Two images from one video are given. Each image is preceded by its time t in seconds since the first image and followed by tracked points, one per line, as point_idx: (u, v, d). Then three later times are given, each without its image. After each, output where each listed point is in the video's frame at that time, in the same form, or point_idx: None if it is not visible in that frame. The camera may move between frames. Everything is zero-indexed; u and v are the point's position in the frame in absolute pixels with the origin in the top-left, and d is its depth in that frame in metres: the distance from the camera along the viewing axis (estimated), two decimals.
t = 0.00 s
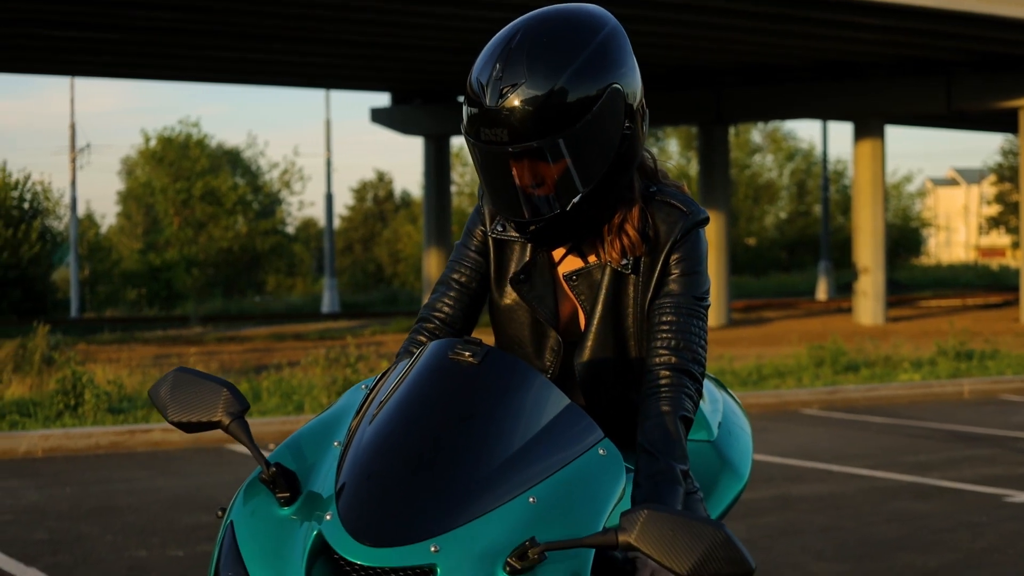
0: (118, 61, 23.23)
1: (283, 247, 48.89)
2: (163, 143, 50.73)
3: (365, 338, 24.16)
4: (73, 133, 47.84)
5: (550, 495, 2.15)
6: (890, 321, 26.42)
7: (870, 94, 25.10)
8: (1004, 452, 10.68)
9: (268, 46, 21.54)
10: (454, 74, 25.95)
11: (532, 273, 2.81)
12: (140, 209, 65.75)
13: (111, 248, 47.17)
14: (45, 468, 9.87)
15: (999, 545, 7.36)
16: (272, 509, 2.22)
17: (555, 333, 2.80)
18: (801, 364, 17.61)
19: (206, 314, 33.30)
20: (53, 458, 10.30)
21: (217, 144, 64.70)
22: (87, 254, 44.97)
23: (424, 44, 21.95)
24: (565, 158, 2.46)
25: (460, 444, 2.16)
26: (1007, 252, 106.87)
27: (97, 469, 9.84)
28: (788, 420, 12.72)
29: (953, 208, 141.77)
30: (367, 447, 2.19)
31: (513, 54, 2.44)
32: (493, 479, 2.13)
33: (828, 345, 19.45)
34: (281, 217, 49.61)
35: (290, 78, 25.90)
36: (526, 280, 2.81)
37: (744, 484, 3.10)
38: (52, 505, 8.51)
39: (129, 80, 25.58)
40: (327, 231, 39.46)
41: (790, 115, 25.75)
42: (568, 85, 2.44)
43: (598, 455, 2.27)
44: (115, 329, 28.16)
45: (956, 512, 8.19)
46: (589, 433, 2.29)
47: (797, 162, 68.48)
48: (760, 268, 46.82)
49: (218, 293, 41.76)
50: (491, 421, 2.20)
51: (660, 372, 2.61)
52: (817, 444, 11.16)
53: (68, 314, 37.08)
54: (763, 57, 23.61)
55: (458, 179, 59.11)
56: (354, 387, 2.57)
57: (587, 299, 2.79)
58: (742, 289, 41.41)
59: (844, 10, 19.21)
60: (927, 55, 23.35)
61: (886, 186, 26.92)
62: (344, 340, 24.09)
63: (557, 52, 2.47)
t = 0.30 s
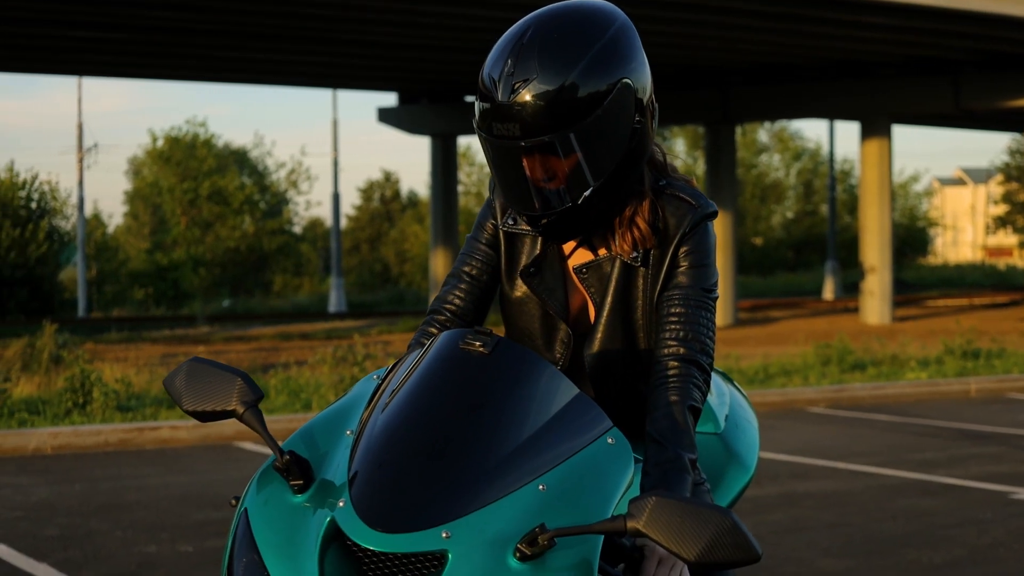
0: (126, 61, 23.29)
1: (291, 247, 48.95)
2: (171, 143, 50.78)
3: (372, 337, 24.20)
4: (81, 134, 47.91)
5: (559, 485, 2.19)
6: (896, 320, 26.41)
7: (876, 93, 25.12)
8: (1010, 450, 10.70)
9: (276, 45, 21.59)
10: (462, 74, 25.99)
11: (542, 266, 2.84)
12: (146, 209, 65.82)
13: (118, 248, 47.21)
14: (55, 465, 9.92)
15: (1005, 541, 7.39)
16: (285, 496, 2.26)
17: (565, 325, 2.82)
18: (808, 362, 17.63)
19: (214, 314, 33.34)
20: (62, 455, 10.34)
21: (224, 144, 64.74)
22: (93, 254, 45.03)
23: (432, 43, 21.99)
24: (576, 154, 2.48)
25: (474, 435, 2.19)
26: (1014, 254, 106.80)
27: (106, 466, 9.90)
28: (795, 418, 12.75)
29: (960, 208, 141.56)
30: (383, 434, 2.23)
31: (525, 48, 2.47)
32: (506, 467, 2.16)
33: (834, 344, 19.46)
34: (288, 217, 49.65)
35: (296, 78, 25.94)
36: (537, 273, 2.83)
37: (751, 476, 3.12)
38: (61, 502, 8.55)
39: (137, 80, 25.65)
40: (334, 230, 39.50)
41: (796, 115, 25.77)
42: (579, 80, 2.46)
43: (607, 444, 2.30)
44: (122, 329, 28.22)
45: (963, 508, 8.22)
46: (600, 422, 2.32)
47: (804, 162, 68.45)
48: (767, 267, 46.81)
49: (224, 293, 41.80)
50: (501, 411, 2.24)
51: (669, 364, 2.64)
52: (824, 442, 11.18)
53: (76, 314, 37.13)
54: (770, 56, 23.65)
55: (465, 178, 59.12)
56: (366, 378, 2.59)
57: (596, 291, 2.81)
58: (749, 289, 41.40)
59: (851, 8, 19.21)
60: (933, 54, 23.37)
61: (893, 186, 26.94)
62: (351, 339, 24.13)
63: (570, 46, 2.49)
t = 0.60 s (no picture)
0: (135, 60, 23.34)
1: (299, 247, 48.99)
2: (179, 142, 50.84)
3: (381, 336, 24.23)
4: (89, 133, 47.98)
5: (571, 471, 2.22)
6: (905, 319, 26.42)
7: (884, 92, 25.14)
8: (1019, 447, 10.72)
9: (286, 45, 21.63)
10: (471, 73, 26.04)
11: (553, 260, 2.87)
12: (154, 209, 65.88)
13: (126, 248, 47.27)
14: (66, 462, 9.96)
15: (1012, 536, 7.42)
16: (301, 481, 2.30)
17: (577, 316, 2.85)
18: (816, 361, 17.65)
19: (222, 313, 33.38)
20: (73, 453, 10.38)
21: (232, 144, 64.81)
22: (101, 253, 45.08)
23: (442, 43, 22.03)
24: (588, 146, 2.52)
25: (488, 424, 2.22)
26: (1022, 254, 106.70)
27: (118, 462, 9.94)
28: (804, 416, 12.78)
29: (968, 207, 141.45)
30: (397, 424, 2.27)
31: (538, 43, 2.51)
32: (518, 453, 2.19)
33: (842, 342, 19.48)
34: (296, 216, 49.69)
35: (304, 77, 25.98)
36: (548, 267, 2.87)
37: (758, 469, 3.15)
38: (73, 497, 8.60)
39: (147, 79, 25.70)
40: (343, 229, 39.53)
41: (805, 114, 25.79)
42: (591, 73, 2.49)
43: (618, 431, 2.34)
44: (131, 328, 28.27)
45: (971, 504, 8.26)
46: (610, 410, 2.35)
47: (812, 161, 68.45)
48: (776, 266, 46.82)
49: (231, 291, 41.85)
50: (515, 396, 2.27)
51: (678, 355, 2.68)
52: (832, 439, 11.21)
53: (85, 313, 37.19)
54: (778, 56, 23.68)
55: (474, 178, 59.15)
56: (379, 368, 2.62)
57: (607, 283, 2.83)
58: (757, 288, 41.38)
59: (859, 8, 19.23)
60: (942, 53, 23.38)
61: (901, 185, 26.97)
62: (360, 339, 24.16)
63: (582, 40, 2.53)
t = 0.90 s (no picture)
0: (143, 60, 23.38)
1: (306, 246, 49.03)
2: (186, 142, 50.90)
3: (388, 336, 24.25)
4: (96, 134, 48.06)
5: (581, 458, 2.25)
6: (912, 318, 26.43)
7: (892, 92, 25.15)
8: None
9: (294, 45, 21.65)
10: (479, 73, 26.06)
11: (563, 254, 2.89)
12: (161, 210, 65.97)
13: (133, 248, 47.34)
14: (76, 458, 9.99)
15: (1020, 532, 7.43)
16: (313, 470, 2.32)
17: (585, 309, 2.88)
18: (824, 359, 17.68)
19: (229, 313, 33.42)
20: (81, 450, 10.41)
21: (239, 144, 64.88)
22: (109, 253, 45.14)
23: (450, 42, 22.06)
24: (597, 139, 2.54)
25: (499, 413, 2.24)
26: None
27: (127, 459, 9.97)
28: (812, 413, 12.81)
29: (976, 207, 141.41)
30: (408, 413, 2.29)
31: (548, 36, 2.53)
32: (527, 442, 2.22)
33: (849, 341, 19.50)
34: (304, 216, 49.75)
35: (312, 77, 26.02)
36: (559, 259, 2.89)
37: (765, 460, 3.18)
38: (83, 494, 8.62)
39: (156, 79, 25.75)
40: (350, 228, 39.59)
41: (812, 114, 25.81)
42: (600, 67, 2.52)
43: (627, 421, 2.36)
44: (139, 327, 28.30)
45: (978, 501, 8.28)
46: (620, 400, 2.38)
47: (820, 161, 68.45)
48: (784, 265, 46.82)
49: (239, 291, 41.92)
50: (527, 385, 2.30)
51: (687, 346, 2.70)
52: (839, 436, 11.23)
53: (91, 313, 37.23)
54: (785, 55, 23.70)
55: (481, 177, 59.20)
56: (392, 358, 2.65)
57: (615, 277, 2.86)
58: (765, 288, 41.38)
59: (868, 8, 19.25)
60: (949, 53, 23.39)
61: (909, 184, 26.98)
62: (368, 338, 24.19)
63: (592, 33, 2.55)
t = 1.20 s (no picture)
0: (152, 59, 23.42)
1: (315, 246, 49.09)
2: (195, 143, 50.97)
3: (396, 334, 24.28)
4: (105, 133, 48.14)
5: (592, 444, 2.27)
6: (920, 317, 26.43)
7: (900, 91, 25.15)
8: None
9: (303, 44, 21.69)
10: (487, 71, 26.08)
11: (572, 246, 2.92)
12: (170, 209, 66.10)
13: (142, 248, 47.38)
14: (87, 455, 10.04)
15: None
16: (328, 457, 2.35)
17: (595, 298, 2.90)
18: (831, 358, 17.70)
19: (237, 312, 33.45)
20: (91, 446, 10.44)
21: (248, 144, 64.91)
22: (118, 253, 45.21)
23: (459, 42, 22.07)
24: (607, 129, 2.57)
25: (513, 397, 2.28)
26: None
27: (139, 455, 10.01)
28: (820, 411, 12.81)
29: (984, 207, 141.18)
30: (421, 400, 2.32)
31: (559, 27, 2.56)
32: (539, 430, 2.25)
33: (858, 340, 19.50)
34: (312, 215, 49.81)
35: (321, 76, 26.04)
36: (568, 252, 2.91)
37: (774, 450, 3.20)
38: (93, 490, 8.65)
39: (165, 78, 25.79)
40: (358, 228, 39.60)
41: (820, 113, 25.82)
42: (610, 58, 2.54)
43: (637, 408, 2.39)
44: (147, 327, 28.33)
45: (986, 497, 8.30)
46: (628, 389, 2.40)
47: (828, 160, 68.42)
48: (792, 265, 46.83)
49: (247, 291, 42.00)
50: (538, 373, 2.33)
51: (695, 336, 2.73)
52: (846, 434, 11.24)
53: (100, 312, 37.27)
54: (795, 54, 23.70)
55: (489, 177, 59.22)
56: (404, 347, 2.67)
57: (626, 268, 2.88)
58: (773, 288, 41.37)
59: (876, 6, 19.25)
60: (959, 53, 23.39)
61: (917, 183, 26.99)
62: (376, 336, 24.21)
63: (603, 24, 2.57)
